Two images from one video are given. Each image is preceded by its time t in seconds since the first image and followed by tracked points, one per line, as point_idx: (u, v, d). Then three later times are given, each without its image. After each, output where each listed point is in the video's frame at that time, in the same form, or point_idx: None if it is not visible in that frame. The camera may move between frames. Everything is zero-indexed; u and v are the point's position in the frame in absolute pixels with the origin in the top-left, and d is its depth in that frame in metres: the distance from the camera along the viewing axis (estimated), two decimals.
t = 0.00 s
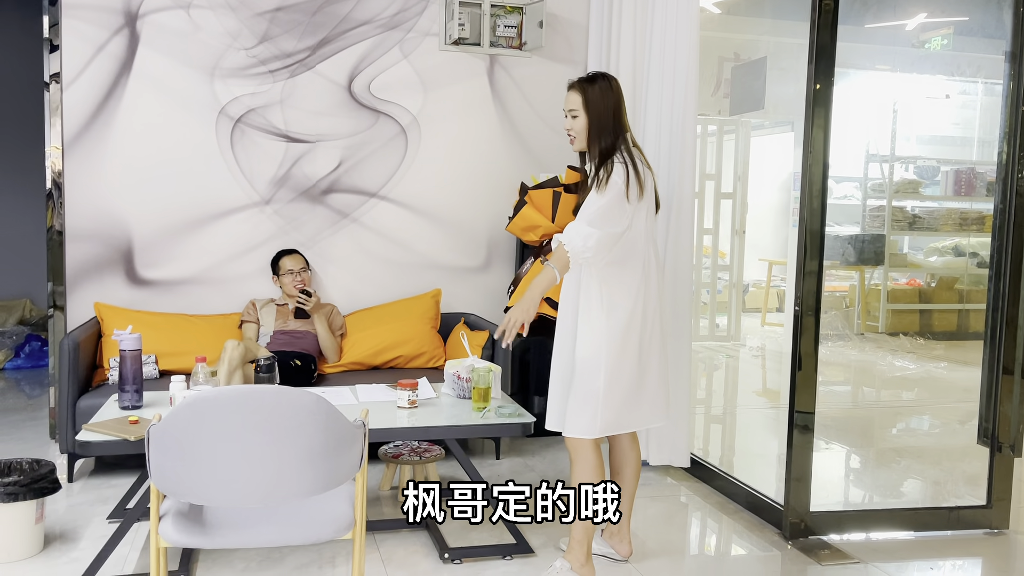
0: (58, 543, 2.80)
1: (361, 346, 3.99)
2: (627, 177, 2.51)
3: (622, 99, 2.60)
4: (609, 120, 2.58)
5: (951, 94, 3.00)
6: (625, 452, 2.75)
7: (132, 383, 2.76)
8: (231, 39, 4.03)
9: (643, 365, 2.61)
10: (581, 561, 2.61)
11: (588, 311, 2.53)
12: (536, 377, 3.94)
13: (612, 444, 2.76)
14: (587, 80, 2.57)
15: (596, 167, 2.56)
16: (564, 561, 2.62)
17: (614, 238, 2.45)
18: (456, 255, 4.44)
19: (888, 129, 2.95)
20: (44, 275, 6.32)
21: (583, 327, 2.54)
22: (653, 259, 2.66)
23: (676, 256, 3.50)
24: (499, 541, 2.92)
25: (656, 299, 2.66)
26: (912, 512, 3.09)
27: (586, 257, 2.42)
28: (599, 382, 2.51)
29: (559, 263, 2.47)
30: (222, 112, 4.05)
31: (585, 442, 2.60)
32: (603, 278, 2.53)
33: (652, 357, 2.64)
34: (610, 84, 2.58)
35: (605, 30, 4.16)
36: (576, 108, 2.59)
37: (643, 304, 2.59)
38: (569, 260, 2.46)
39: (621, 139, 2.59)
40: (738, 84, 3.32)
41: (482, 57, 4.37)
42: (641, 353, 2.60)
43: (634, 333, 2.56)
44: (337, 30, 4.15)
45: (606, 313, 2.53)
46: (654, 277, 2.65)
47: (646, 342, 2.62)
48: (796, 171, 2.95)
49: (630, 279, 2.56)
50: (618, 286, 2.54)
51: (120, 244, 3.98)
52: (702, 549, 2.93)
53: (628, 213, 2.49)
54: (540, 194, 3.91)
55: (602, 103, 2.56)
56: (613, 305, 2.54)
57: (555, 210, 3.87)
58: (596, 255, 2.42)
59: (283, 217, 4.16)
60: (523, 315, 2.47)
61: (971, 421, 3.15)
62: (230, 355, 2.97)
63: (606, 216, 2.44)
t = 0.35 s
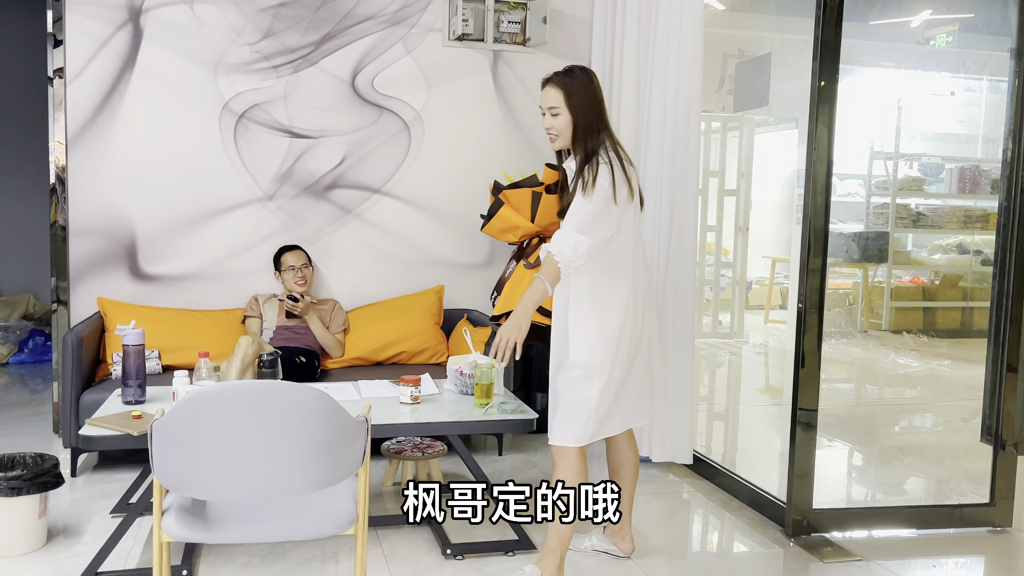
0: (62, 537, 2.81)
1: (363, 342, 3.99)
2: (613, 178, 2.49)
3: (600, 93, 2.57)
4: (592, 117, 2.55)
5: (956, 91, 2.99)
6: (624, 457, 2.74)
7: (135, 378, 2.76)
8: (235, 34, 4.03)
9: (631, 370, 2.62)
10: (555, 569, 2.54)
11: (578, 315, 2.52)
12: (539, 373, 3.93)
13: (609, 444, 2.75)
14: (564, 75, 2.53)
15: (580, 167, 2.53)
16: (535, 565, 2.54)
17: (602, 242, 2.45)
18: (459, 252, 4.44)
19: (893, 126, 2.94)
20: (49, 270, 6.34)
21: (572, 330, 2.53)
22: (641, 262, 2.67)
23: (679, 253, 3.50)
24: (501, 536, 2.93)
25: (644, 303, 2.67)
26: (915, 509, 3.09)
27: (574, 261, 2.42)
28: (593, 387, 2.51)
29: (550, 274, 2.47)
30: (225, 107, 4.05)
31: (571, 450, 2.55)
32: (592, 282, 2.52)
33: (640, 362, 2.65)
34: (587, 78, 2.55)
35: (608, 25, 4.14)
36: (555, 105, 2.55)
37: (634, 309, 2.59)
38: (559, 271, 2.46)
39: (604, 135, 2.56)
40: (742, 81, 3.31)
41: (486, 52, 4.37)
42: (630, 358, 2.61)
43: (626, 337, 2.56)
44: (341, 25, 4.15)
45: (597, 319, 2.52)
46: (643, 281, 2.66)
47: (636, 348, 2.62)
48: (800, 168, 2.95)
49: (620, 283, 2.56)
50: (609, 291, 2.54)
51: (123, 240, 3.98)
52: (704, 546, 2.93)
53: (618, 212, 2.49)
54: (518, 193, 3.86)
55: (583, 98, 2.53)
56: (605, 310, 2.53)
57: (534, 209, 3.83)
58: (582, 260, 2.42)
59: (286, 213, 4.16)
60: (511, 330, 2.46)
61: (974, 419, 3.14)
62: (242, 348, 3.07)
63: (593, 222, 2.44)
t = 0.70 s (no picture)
0: (65, 532, 2.82)
1: (366, 338, 3.99)
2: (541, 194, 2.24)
3: (538, 95, 2.31)
4: (523, 123, 2.29)
5: (961, 89, 2.98)
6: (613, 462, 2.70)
7: (138, 373, 2.76)
8: (238, 30, 4.03)
9: (597, 389, 2.42)
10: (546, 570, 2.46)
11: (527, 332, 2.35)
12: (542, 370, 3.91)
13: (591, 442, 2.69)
14: (497, 75, 2.28)
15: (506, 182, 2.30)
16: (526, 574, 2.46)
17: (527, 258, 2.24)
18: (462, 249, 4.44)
19: (897, 124, 2.93)
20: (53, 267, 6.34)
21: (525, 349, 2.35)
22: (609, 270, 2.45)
23: (682, 251, 3.50)
24: (504, 533, 2.93)
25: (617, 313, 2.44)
26: (918, 508, 3.09)
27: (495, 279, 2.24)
28: (550, 410, 2.32)
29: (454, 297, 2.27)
30: (229, 103, 4.05)
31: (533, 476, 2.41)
32: (539, 298, 2.33)
33: (611, 378, 2.44)
34: (523, 77, 2.28)
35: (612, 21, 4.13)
36: (484, 108, 2.30)
37: (595, 322, 2.36)
38: (462, 294, 2.25)
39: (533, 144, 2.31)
40: (746, 78, 3.31)
41: (490, 49, 4.37)
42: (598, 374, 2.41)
43: (588, 354, 2.35)
44: (344, 22, 4.15)
45: (544, 335, 2.33)
46: (612, 292, 2.43)
47: (601, 363, 2.40)
48: (804, 166, 2.95)
49: (568, 297, 2.34)
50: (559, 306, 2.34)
51: (126, 236, 3.99)
52: (706, 544, 2.93)
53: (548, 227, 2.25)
54: (467, 203, 2.86)
55: (514, 102, 2.27)
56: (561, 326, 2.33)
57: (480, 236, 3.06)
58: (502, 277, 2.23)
59: (289, 210, 4.16)
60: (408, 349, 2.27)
61: (977, 417, 3.14)
62: (238, 346, 3.23)
63: (511, 240, 2.22)
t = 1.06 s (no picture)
0: (69, 529, 2.82)
1: (367, 336, 3.99)
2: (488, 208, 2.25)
3: (497, 102, 2.28)
4: (479, 134, 2.27)
5: (964, 88, 2.98)
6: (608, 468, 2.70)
7: (142, 371, 2.76)
8: (241, 28, 4.03)
9: (580, 404, 2.40)
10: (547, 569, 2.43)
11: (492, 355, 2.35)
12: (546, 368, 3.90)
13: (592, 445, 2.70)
14: (457, 83, 2.27)
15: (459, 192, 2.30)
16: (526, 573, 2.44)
17: (481, 283, 2.21)
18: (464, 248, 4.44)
19: (900, 123, 2.93)
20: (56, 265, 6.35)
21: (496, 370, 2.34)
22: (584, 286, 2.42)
23: (684, 250, 3.50)
24: (506, 531, 2.94)
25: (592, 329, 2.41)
26: (920, 507, 3.09)
27: (451, 306, 2.21)
28: (525, 431, 2.33)
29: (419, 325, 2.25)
30: (232, 101, 4.05)
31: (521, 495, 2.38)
32: (506, 319, 2.32)
33: (591, 395, 2.41)
34: (482, 85, 2.27)
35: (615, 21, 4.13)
36: (443, 116, 2.29)
37: (572, 335, 2.35)
38: (426, 323, 2.23)
39: (487, 153, 2.29)
40: (749, 77, 3.30)
41: (492, 48, 4.36)
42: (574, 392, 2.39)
43: (559, 374, 2.34)
44: (347, 20, 4.15)
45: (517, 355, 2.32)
46: (587, 309, 2.39)
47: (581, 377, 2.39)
48: (807, 165, 2.95)
49: (540, 312, 2.33)
50: (526, 330, 2.32)
51: (130, 234, 3.99)
52: (707, 543, 2.93)
53: (503, 244, 2.24)
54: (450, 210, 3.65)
55: (469, 110, 2.25)
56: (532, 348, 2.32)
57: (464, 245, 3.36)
58: (459, 305, 2.21)
59: (292, 208, 4.17)
60: (388, 386, 2.19)
61: (979, 417, 3.14)
62: (227, 346, 3.24)
63: (466, 259, 2.21)
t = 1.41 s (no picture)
0: (71, 528, 2.83)
1: (369, 336, 3.99)
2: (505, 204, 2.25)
3: (511, 97, 2.29)
4: (494, 130, 2.29)
5: (967, 88, 2.97)
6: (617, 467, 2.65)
7: (144, 370, 2.76)
8: (244, 28, 4.03)
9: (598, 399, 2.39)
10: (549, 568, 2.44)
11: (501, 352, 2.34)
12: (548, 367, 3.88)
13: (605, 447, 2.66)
14: (471, 79, 2.29)
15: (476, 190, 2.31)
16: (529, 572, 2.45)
17: (503, 281, 2.20)
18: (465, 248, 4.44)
19: (903, 123, 2.93)
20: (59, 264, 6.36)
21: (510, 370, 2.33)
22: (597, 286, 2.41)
23: (685, 250, 3.50)
24: (507, 531, 2.94)
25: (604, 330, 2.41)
26: (922, 508, 3.09)
27: (478, 305, 2.20)
28: (544, 428, 2.32)
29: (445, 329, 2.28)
30: (234, 101, 4.05)
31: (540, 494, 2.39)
32: (523, 316, 2.30)
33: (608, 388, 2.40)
34: (496, 80, 2.28)
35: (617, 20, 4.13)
36: (460, 112, 2.31)
37: (590, 331, 2.34)
38: (454, 330, 2.25)
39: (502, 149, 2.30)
40: (752, 77, 3.30)
41: (495, 48, 4.37)
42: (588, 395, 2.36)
43: (577, 372, 2.33)
44: (350, 20, 4.15)
45: (536, 352, 2.31)
46: (602, 302, 2.39)
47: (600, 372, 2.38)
48: (809, 165, 2.95)
49: (558, 308, 2.31)
50: (542, 328, 2.31)
51: (132, 233, 3.99)
52: (709, 544, 2.93)
53: (521, 240, 2.23)
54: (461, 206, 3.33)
55: (484, 105, 2.27)
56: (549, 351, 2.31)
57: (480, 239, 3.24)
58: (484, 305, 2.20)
59: (294, 207, 4.17)
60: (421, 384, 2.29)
61: (981, 417, 3.13)
62: (236, 342, 3.37)
63: (486, 256, 2.21)
